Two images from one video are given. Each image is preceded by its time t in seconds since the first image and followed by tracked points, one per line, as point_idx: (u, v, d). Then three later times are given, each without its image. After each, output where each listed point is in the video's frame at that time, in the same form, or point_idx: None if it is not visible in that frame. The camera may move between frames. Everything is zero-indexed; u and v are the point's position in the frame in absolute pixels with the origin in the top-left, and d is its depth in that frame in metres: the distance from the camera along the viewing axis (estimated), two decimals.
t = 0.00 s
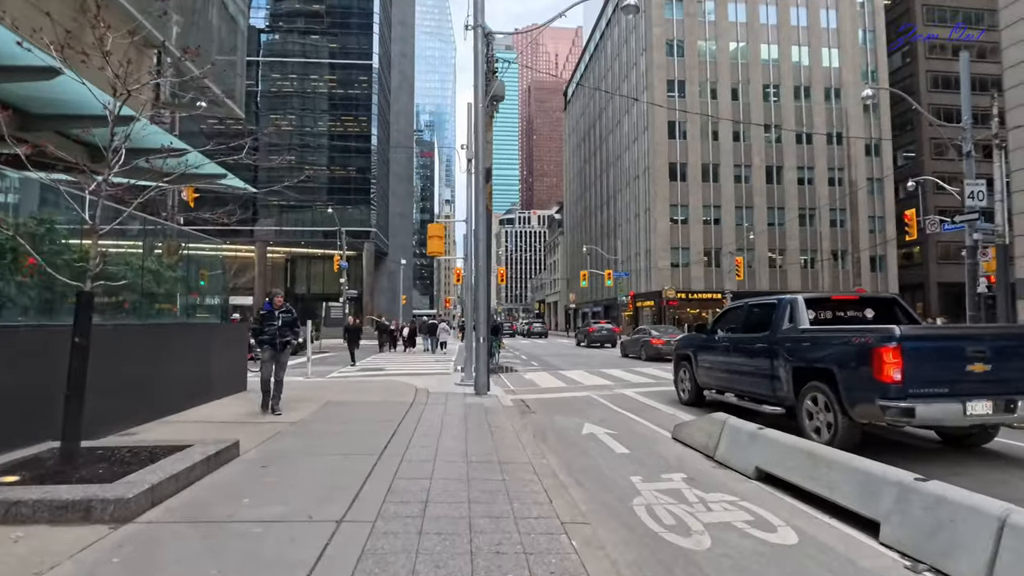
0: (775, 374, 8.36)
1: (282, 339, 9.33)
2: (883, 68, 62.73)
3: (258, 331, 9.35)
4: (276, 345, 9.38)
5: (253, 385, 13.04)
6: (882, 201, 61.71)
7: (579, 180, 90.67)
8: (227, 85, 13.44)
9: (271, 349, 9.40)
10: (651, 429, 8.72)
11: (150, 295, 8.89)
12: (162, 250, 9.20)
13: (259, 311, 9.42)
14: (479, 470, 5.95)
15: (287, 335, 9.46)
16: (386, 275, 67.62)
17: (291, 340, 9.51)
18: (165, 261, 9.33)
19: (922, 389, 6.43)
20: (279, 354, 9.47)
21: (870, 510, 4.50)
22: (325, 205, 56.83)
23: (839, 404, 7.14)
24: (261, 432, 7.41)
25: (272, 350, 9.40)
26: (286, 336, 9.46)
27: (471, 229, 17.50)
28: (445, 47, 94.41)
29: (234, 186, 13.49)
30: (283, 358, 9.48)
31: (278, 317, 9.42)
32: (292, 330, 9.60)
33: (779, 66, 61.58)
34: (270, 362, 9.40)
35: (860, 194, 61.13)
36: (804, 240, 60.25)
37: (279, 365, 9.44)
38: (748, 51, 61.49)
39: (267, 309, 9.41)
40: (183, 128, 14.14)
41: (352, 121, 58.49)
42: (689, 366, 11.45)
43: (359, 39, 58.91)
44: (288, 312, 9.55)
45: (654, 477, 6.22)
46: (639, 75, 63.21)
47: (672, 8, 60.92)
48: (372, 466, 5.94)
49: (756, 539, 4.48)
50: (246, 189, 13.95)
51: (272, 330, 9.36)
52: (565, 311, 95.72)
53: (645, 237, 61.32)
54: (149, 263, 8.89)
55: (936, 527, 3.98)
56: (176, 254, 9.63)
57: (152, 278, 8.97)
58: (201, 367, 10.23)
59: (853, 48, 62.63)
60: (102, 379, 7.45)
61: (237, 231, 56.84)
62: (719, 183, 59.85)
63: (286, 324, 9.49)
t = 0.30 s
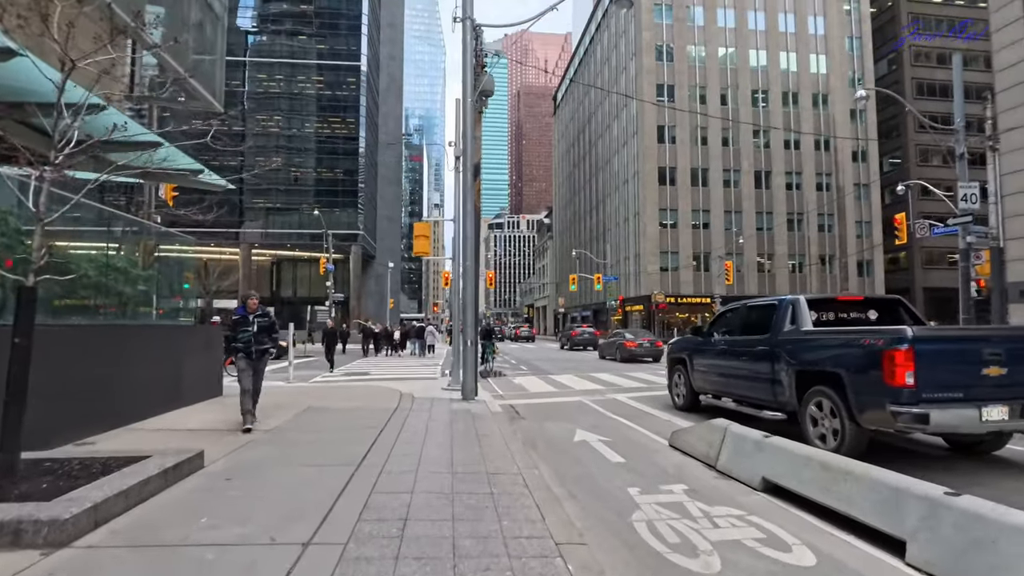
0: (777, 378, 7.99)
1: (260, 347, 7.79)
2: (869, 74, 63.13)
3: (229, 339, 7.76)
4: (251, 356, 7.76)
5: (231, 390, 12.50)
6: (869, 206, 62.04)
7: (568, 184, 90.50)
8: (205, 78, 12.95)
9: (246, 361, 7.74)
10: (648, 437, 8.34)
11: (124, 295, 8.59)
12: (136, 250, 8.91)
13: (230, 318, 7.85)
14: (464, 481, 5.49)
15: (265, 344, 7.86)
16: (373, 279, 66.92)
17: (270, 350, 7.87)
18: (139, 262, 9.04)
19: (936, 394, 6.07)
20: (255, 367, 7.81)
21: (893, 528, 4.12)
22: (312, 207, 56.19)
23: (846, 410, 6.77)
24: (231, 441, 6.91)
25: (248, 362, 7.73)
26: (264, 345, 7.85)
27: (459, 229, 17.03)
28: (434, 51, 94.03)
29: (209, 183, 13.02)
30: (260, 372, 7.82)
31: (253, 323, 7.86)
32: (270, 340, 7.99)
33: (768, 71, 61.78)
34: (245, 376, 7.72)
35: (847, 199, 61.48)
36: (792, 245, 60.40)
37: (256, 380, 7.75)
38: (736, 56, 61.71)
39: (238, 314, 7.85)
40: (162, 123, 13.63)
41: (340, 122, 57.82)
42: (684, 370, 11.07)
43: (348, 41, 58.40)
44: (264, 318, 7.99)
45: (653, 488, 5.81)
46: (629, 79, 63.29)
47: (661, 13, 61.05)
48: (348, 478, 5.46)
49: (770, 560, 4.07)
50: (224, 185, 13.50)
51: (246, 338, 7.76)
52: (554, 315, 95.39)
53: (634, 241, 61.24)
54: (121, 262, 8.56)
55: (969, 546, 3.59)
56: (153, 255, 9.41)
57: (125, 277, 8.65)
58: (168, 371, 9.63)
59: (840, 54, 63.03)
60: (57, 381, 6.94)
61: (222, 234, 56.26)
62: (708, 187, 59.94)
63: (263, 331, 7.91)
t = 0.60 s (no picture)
0: (783, 387, 7.63)
1: (238, 352, 7.21)
2: (858, 79, 63.40)
3: (202, 342, 7.13)
4: (226, 362, 7.13)
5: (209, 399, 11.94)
6: (857, 210, 62.30)
7: (559, 186, 90.26)
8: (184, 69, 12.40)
9: (221, 368, 7.11)
10: (647, 448, 7.94)
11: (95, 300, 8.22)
12: (109, 252, 8.55)
13: (203, 319, 7.26)
14: (453, 503, 5.04)
15: (242, 347, 7.27)
16: (362, 281, 66.21)
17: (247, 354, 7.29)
18: (113, 266, 8.69)
19: (956, 405, 5.72)
20: (231, 374, 7.20)
21: (931, 559, 3.73)
22: (299, 208, 55.44)
23: (858, 422, 6.42)
24: (201, 457, 6.40)
25: (222, 368, 7.12)
26: (241, 349, 7.26)
27: (449, 230, 16.57)
28: (425, 53, 93.33)
29: (187, 182, 12.53)
30: (236, 379, 7.20)
31: (230, 324, 7.28)
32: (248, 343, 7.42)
33: (758, 75, 61.89)
34: (219, 385, 7.12)
35: (836, 203, 61.68)
36: (782, 248, 60.40)
37: (231, 389, 7.14)
38: (727, 59, 61.77)
39: (213, 313, 7.27)
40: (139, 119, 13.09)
41: (328, 122, 57.29)
42: (682, 376, 10.68)
43: (337, 41, 57.79)
44: (243, 318, 7.44)
45: (658, 509, 5.39)
46: (620, 81, 63.25)
47: (652, 16, 61.02)
48: (326, 500, 5.00)
49: None
50: (205, 184, 13.03)
51: (221, 340, 7.15)
52: (544, 318, 94.99)
53: (625, 244, 61.04)
54: (91, 265, 8.15)
55: None
56: (128, 256, 9.10)
57: (96, 280, 8.26)
58: (139, 380, 9.10)
59: (830, 59, 63.31)
60: (17, 394, 6.45)
61: (208, 234, 55.64)
62: (698, 190, 59.88)
63: (241, 333, 7.33)
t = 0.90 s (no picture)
0: (795, 388, 7.25)
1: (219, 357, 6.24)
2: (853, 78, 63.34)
3: (178, 344, 6.24)
4: (205, 369, 6.20)
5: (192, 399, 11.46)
6: (852, 210, 62.21)
7: (553, 185, 89.93)
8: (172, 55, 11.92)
9: (199, 375, 6.19)
10: (651, 451, 7.53)
11: (68, 298, 7.72)
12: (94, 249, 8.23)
13: (179, 319, 6.34)
14: (447, 516, 4.60)
15: (225, 351, 6.33)
16: (355, 280, 65.64)
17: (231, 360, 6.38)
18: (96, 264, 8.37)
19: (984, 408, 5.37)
20: (211, 382, 6.25)
21: None
22: (291, 205, 54.73)
23: (879, 425, 6.03)
24: (172, 465, 5.93)
25: (201, 375, 6.20)
26: (224, 353, 6.33)
27: (443, 224, 16.10)
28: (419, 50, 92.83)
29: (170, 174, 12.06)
30: (215, 389, 6.24)
31: (210, 326, 6.33)
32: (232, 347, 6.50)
33: (753, 74, 61.75)
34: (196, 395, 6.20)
35: (831, 202, 61.60)
36: (778, 247, 60.22)
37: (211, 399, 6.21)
38: (722, 57, 61.54)
39: (192, 313, 6.35)
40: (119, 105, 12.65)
41: (321, 119, 56.23)
42: (685, 376, 10.29)
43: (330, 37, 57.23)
44: (228, 318, 6.53)
45: (668, 519, 4.98)
46: (615, 79, 62.97)
47: (647, 13, 60.70)
48: (306, 515, 4.53)
49: None
50: (188, 177, 12.49)
51: (200, 344, 6.20)
52: (539, 317, 94.66)
53: (619, 243, 60.76)
54: (67, 262, 7.69)
55: None
56: (112, 254, 8.82)
57: (74, 281, 7.85)
58: (117, 381, 8.64)
59: (825, 58, 63.25)
60: None
61: (199, 233, 54.66)
62: (694, 188, 59.67)
63: (224, 334, 6.42)
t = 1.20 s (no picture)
0: (813, 391, 6.87)
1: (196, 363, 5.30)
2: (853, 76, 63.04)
3: (149, 347, 5.26)
4: (181, 376, 5.24)
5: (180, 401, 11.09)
6: (852, 207, 61.87)
7: (552, 182, 89.50)
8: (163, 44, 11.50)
9: (174, 383, 5.22)
10: (660, 458, 7.15)
11: (41, 299, 7.28)
12: (78, 244, 8.09)
13: (148, 316, 5.32)
14: (444, 538, 4.17)
15: (204, 356, 5.42)
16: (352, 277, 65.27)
17: (210, 364, 5.47)
18: (82, 261, 8.25)
19: None
20: (188, 392, 5.34)
21: None
22: (287, 203, 54.10)
23: (909, 432, 5.64)
24: (146, 479, 5.49)
25: (175, 382, 5.24)
26: (202, 356, 5.41)
27: (441, 220, 15.65)
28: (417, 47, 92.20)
29: (158, 167, 11.64)
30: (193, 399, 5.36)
31: (185, 325, 5.38)
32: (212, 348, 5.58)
33: (753, 70, 61.37)
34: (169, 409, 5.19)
35: (831, 199, 61.29)
36: (777, 245, 59.87)
37: (188, 409, 5.33)
38: (722, 54, 61.12)
39: (164, 309, 5.34)
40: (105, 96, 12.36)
41: (317, 116, 55.66)
42: (693, 377, 9.89)
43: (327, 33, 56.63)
44: (206, 315, 5.57)
45: (686, 538, 4.56)
46: (613, 76, 62.60)
47: (647, 9, 60.22)
48: (289, 536, 4.09)
49: None
50: (176, 169, 12.04)
51: (174, 346, 5.26)
52: (537, 316, 94.25)
53: (618, 241, 60.40)
54: (39, 261, 7.29)
55: None
56: (97, 252, 8.64)
57: (52, 276, 7.57)
58: (96, 384, 8.21)
59: (825, 55, 62.88)
60: None
61: (195, 230, 54.09)
62: (693, 186, 59.32)
63: (202, 334, 5.48)
